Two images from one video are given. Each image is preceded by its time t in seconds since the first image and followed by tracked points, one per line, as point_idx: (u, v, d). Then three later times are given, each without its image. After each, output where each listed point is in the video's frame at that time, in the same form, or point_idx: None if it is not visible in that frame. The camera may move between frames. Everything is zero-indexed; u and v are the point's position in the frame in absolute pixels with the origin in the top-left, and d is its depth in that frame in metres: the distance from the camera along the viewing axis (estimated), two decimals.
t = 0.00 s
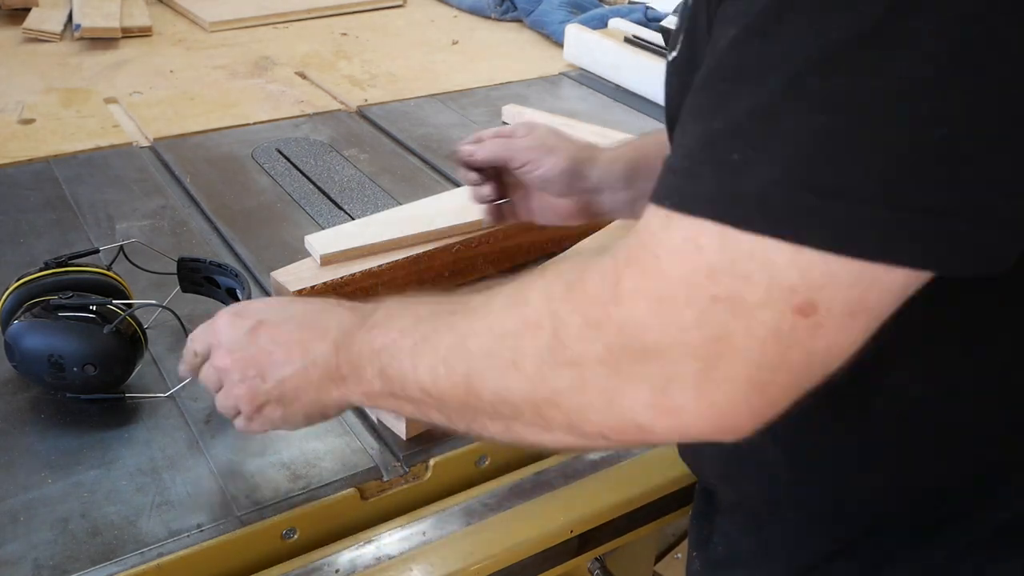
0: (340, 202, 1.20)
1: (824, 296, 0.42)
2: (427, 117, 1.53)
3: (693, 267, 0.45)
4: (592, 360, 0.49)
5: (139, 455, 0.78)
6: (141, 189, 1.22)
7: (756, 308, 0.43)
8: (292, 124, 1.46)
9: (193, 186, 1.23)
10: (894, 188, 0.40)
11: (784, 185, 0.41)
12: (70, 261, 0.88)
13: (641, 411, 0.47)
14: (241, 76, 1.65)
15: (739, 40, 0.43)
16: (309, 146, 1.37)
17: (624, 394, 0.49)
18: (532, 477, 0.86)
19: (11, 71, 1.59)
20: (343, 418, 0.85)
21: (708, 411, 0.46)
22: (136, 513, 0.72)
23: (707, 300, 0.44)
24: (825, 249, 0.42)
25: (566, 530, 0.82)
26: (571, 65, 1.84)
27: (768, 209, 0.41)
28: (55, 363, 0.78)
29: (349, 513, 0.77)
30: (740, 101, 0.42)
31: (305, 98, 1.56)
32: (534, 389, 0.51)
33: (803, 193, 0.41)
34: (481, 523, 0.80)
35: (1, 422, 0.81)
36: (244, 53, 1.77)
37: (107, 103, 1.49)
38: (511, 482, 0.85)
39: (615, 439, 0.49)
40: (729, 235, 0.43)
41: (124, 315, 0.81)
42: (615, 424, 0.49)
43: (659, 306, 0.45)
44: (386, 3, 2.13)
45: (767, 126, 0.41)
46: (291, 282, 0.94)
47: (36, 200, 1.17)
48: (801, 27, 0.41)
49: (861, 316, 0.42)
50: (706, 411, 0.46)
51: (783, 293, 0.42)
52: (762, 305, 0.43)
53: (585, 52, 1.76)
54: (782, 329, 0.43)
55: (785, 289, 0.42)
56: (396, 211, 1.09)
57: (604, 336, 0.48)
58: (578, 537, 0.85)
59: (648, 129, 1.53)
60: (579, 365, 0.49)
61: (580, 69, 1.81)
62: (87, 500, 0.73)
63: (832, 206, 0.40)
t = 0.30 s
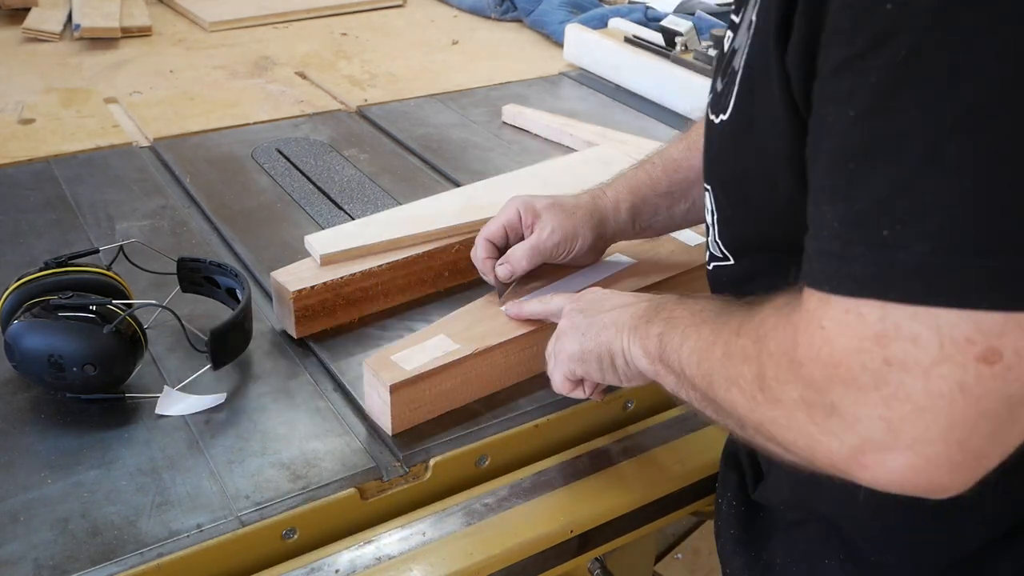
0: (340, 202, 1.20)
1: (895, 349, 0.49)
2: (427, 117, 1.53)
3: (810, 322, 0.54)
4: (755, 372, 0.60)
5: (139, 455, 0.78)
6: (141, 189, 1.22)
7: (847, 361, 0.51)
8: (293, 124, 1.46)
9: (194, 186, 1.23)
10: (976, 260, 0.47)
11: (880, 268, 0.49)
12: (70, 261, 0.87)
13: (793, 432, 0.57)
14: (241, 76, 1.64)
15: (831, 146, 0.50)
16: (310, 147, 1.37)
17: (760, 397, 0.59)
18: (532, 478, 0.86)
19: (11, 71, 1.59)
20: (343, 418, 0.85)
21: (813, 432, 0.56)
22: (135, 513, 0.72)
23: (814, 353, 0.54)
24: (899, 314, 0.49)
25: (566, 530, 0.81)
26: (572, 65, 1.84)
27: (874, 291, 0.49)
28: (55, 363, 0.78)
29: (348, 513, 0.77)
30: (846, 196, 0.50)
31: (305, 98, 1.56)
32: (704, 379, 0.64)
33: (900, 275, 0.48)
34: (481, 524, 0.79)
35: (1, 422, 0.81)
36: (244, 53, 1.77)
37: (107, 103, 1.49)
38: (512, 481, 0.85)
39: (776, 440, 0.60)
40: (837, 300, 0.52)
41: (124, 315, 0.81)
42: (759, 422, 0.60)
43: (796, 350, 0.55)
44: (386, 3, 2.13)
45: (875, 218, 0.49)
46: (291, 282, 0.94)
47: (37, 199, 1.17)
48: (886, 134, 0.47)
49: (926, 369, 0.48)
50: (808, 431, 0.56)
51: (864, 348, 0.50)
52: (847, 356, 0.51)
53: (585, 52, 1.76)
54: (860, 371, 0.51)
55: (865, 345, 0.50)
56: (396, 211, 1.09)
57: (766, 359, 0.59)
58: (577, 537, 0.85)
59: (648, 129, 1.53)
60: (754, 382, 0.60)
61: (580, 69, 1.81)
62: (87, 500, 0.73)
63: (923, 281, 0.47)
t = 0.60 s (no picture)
0: (340, 202, 1.20)
1: (901, 359, 0.49)
2: (427, 117, 1.53)
3: (815, 345, 0.54)
4: (756, 403, 0.60)
5: (139, 455, 0.78)
6: (140, 189, 1.22)
7: (854, 377, 0.52)
8: (292, 125, 1.45)
9: (194, 186, 1.23)
10: (955, 261, 0.47)
11: (851, 277, 0.50)
12: (70, 261, 0.87)
13: (806, 458, 0.57)
14: (241, 76, 1.64)
15: (794, 161, 0.52)
16: (309, 146, 1.37)
17: (767, 428, 0.59)
18: (532, 478, 0.86)
19: (10, 71, 1.59)
20: (343, 418, 0.85)
21: (828, 457, 0.56)
22: (135, 513, 0.72)
23: (819, 376, 0.54)
24: (900, 322, 0.49)
25: (566, 530, 0.81)
26: (571, 65, 1.83)
27: (848, 299, 0.50)
28: (55, 363, 0.78)
29: (348, 513, 0.77)
30: (807, 210, 0.52)
31: (305, 98, 1.56)
32: (705, 410, 0.64)
33: (870, 284, 0.49)
34: (482, 524, 0.79)
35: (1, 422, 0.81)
36: (244, 53, 1.77)
37: (107, 103, 1.49)
38: (512, 481, 0.85)
39: (789, 465, 0.60)
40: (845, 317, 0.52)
41: (124, 315, 0.81)
42: (769, 452, 0.60)
43: (800, 375, 0.56)
44: (386, 3, 2.13)
45: (840, 229, 0.50)
46: (291, 282, 0.94)
47: (37, 199, 1.17)
48: (840, 149, 0.49)
49: (937, 375, 0.48)
50: (821, 456, 0.56)
51: (869, 362, 0.51)
52: (853, 373, 0.52)
53: (585, 52, 1.76)
54: (868, 388, 0.51)
55: (872, 359, 0.51)
56: (396, 211, 1.08)
57: (767, 391, 0.59)
58: (578, 537, 0.85)
59: (648, 129, 1.53)
60: (757, 411, 0.60)
61: (580, 69, 1.81)
62: (87, 500, 0.73)
63: (895, 284, 0.48)
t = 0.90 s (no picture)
0: (340, 202, 1.20)
1: (911, 360, 0.49)
2: (427, 117, 1.53)
3: (824, 346, 0.54)
4: (763, 402, 0.59)
5: (139, 455, 0.78)
6: (140, 188, 1.22)
7: (864, 379, 0.51)
8: (292, 125, 1.45)
9: (194, 186, 1.23)
10: (968, 261, 0.47)
11: (863, 277, 0.50)
12: (70, 261, 0.87)
13: (813, 459, 0.57)
14: (241, 76, 1.64)
15: (806, 159, 0.52)
16: (309, 147, 1.37)
17: (773, 429, 0.59)
18: (532, 478, 0.86)
19: (10, 70, 1.59)
20: (343, 418, 0.85)
21: (835, 459, 0.55)
22: (135, 513, 0.72)
23: (828, 376, 0.53)
24: (910, 323, 0.49)
25: (566, 530, 0.81)
26: (571, 65, 1.83)
27: (861, 298, 0.50)
28: (55, 363, 0.78)
29: (348, 513, 0.77)
30: (820, 209, 0.51)
31: (305, 98, 1.56)
32: (708, 412, 0.64)
33: (882, 283, 0.49)
34: (482, 523, 0.79)
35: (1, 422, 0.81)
36: (244, 53, 1.77)
37: (107, 103, 1.49)
38: (512, 481, 0.85)
39: (793, 465, 0.59)
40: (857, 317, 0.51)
41: (124, 315, 0.81)
42: (774, 452, 0.60)
43: (808, 375, 0.55)
44: (386, 3, 2.13)
45: (853, 228, 0.50)
46: (291, 282, 0.94)
47: (36, 199, 1.17)
48: (854, 147, 0.49)
49: (947, 377, 0.48)
50: (829, 457, 0.56)
51: (879, 363, 0.50)
52: (863, 374, 0.51)
53: (585, 52, 1.76)
54: (878, 389, 0.51)
55: (881, 360, 0.50)
56: (396, 211, 1.08)
57: (774, 391, 0.59)
58: (578, 537, 0.85)
59: (648, 129, 1.53)
60: (764, 411, 0.59)
61: (580, 70, 1.81)
62: (87, 500, 0.73)
63: (909, 284, 0.48)
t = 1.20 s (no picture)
0: (340, 202, 1.20)
1: (920, 343, 0.49)
2: (427, 117, 1.52)
3: (833, 331, 0.53)
4: (768, 392, 0.59)
5: (139, 455, 0.78)
6: (140, 188, 1.22)
7: (873, 362, 0.51)
8: (292, 125, 1.45)
9: (194, 186, 1.23)
10: (984, 243, 0.46)
11: (877, 260, 0.49)
12: (70, 261, 0.87)
13: (818, 447, 0.57)
14: (241, 76, 1.64)
15: (820, 143, 0.51)
16: (310, 146, 1.37)
17: (778, 418, 0.59)
18: (532, 477, 0.86)
19: (10, 71, 1.59)
20: (342, 418, 0.85)
21: (841, 446, 0.55)
22: (135, 513, 0.72)
23: (837, 361, 0.53)
24: (921, 305, 0.49)
25: (566, 530, 0.81)
26: (572, 65, 1.83)
27: (874, 280, 0.50)
28: (55, 363, 0.78)
29: (348, 513, 0.77)
30: (835, 193, 0.51)
31: (305, 98, 1.56)
32: (710, 405, 0.64)
33: (897, 267, 0.48)
34: (482, 523, 0.79)
35: (1, 422, 0.80)
36: (244, 53, 1.77)
37: (107, 103, 1.49)
38: (512, 481, 0.85)
39: (798, 458, 0.59)
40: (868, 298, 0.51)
41: (124, 315, 0.81)
42: (778, 443, 0.60)
43: (817, 361, 0.55)
44: (386, 3, 2.13)
45: (867, 211, 0.49)
46: (291, 282, 0.94)
47: (36, 200, 1.17)
48: (869, 131, 0.49)
49: (956, 360, 0.48)
50: (835, 444, 0.55)
51: (888, 346, 0.50)
52: (873, 358, 0.51)
53: (585, 52, 1.76)
54: (888, 373, 0.51)
55: (891, 344, 0.50)
56: (396, 211, 1.08)
57: (781, 378, 0.58)
58: (578, 537, 0.85)
59: (647, 129, 1.53)
60: (769, 401, 0.59)
61: (581, 70, 1.81)
62: (87, 500, 0.73)
63: (923, 266, 0.48)
